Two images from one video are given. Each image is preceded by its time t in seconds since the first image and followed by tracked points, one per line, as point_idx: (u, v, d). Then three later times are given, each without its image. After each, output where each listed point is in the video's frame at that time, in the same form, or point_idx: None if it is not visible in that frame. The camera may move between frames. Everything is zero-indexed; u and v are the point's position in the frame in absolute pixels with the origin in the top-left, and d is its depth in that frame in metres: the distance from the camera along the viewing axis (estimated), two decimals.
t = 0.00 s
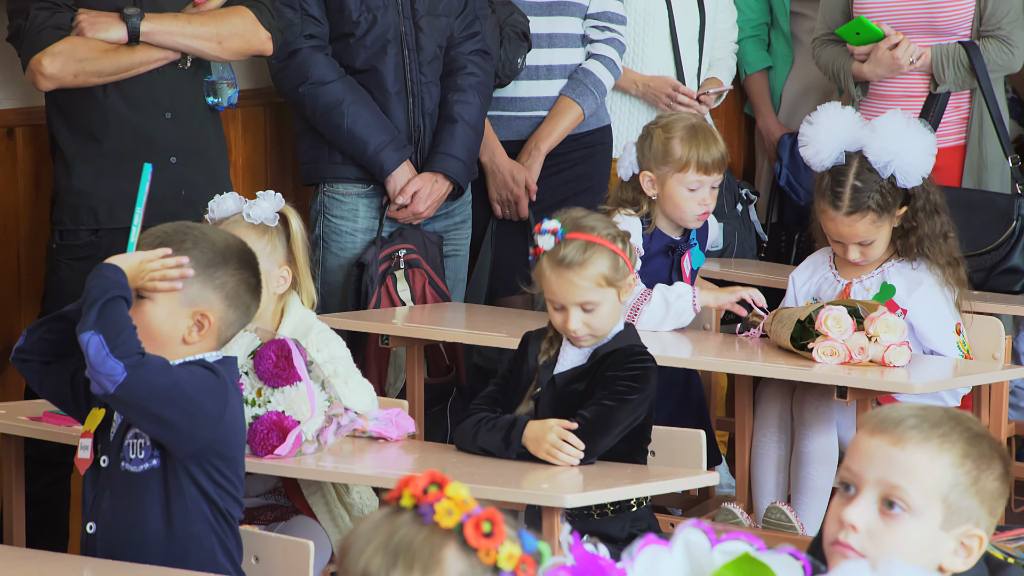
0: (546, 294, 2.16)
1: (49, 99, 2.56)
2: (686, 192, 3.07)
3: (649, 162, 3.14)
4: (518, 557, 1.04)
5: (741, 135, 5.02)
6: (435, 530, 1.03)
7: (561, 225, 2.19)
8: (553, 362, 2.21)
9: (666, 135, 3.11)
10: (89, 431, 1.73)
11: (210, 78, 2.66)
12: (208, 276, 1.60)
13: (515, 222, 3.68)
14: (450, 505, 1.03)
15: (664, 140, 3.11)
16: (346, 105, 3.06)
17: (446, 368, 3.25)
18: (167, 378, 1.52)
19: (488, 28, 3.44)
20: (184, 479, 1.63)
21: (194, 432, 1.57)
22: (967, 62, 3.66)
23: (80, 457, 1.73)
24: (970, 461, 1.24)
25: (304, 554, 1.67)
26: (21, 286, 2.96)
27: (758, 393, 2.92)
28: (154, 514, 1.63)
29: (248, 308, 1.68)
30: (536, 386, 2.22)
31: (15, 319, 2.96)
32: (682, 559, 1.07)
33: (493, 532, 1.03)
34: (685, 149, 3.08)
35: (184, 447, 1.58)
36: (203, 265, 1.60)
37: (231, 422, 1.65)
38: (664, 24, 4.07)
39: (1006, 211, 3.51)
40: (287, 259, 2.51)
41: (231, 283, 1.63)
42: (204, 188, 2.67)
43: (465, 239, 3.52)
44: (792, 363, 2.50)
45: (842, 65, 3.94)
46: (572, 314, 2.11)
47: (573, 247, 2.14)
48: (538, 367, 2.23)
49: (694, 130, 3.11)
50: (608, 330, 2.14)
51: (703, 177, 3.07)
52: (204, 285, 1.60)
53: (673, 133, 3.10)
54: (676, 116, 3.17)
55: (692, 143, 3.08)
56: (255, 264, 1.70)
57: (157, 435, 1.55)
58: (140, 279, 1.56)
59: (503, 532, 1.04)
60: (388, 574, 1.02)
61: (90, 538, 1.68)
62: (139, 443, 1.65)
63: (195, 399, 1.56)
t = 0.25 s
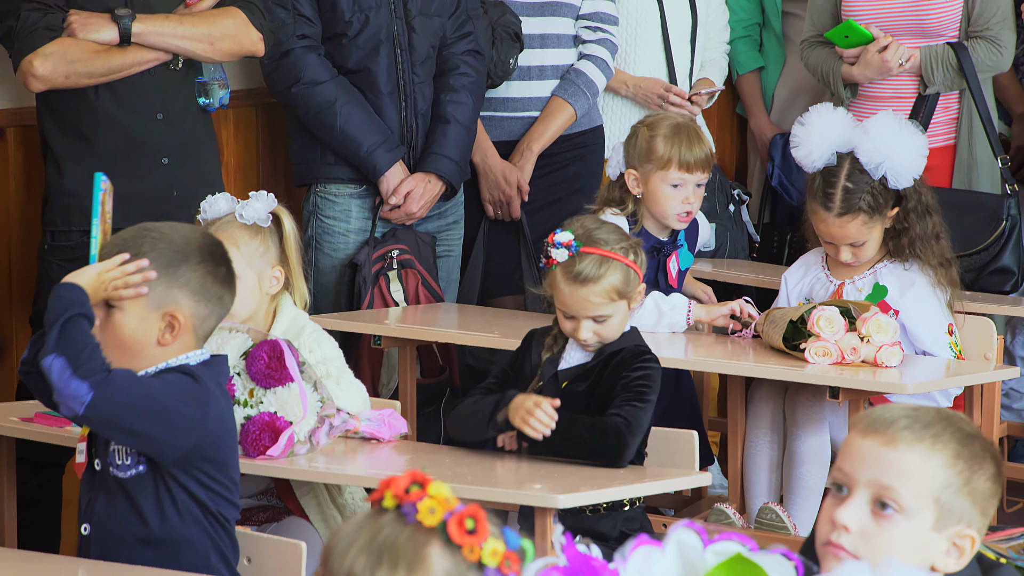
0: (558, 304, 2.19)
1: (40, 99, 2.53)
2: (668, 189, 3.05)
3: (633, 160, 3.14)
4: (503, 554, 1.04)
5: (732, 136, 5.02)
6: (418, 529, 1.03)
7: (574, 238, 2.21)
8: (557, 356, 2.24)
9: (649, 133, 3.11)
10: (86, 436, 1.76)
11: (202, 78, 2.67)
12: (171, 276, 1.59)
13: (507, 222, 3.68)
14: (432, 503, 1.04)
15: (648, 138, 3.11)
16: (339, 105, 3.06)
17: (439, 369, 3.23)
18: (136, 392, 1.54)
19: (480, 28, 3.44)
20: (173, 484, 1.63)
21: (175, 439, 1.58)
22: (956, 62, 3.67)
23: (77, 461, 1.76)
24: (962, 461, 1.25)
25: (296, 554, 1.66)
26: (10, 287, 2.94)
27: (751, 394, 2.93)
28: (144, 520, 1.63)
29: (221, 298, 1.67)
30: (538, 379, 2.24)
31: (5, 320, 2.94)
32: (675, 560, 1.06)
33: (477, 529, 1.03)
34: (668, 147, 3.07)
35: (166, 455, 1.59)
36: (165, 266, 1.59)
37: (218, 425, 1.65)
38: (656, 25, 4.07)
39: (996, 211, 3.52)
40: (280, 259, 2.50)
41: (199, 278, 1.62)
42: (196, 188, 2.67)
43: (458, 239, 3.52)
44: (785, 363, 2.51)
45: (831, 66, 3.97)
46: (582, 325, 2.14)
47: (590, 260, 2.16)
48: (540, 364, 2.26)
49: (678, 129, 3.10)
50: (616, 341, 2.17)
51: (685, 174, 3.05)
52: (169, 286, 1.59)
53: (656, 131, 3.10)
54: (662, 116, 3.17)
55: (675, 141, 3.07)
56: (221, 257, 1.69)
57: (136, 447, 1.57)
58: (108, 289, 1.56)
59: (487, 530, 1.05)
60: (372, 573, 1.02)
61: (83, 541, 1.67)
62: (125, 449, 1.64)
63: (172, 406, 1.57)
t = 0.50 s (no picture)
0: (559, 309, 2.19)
1: (35, 100, 2.53)
2: (654, 185, 3.03)
3: (619, 156, 3.13)
4: (496, 552, 1.04)
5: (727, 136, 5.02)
6: (411, 527, 1.03)
7: (573, 243, 2.23)
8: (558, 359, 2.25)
9: (634, 130, 3.10)
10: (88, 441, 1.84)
11: (197, 79, 2.67)
12: (147, 284, 1.67)
13: (502, 223, 3.68)
14: (425, 501, 1.03)
15: (632, 135, 3.10)
16: (334, 106, 3.06)
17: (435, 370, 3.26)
18: (114, 426, 1.61)
19: (475, 28, 3.44)
20: (168, 495, 1.70)
21: (162, 460, 1.64)
22: (948, 61, 3.69)
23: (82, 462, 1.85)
24: (956, 461, 1.25)
25: (291, 555, 1.65)
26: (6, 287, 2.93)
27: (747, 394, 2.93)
28: (140, 526, 1.70)
29: (202, 297, 1.75)
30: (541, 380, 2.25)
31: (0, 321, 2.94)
32: (669, 560, 1.07)
33: (470, 527, 1.03)
34: (651, 142, 3.06)
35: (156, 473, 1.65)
36: (138, 275, 1.67)
37: (209, 438, 1.71)
38: (651, 25, 4.07)
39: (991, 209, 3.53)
40: (275, 259, 2.50)
41: (177, 282, 1.70)
42: (191, 189, 2.66)
43: (453, 239, 3.52)
44: (781, 363, 2.51)
45: (823, 69, 3.95)
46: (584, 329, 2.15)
47: (590, 265, 2.18)
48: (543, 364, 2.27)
49: (661, 124, 3.09)
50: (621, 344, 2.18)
51: (670, 169, 3.03)
52: (146, 295, 1.68)
53: (640, 127, 3.09)
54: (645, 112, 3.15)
55: (658, 136, 3.06)
56: (197, 257, 1.76)
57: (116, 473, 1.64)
58: (85, 304, 1.64)
59: (480, 527, 1.04)
60: (365, 572, 1.02)
61: (84, 538, 1.75)
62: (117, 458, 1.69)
63: (155, 431, 1.63)
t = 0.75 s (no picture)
0: (555, 320, 2.19)
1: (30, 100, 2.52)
2: (639, 183, 3.01)
3: (605, 156, 3.11)
4: (491, 553, 1.03)
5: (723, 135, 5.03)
6: (406, 527, 1.03)
7: (559, 253, 2.21)
8: (555, 362, 2.27)
9: (621, 129, 3.08)
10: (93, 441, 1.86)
11: (192, 79, 2.66)
12: (138, 300, 1.68)
13: (498, 222, 3.68)
14: (420, 502, 1.03)
15: (618, 134, 3.08)
16: (329, 106, 3.06)
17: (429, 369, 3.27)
18: (120, 445, 1.61)
19: (472, 28, 3.44)
20: (176, 502, 1.70)
21: (170, 470, 1.65)
22: (943, 60, 3.70)
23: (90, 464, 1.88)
24: (952, 460, 1.25)
25: (289, 555, 1.64)
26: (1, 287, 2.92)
27: (743, 393, 2.94)
28: (147, 530, 1.70)
29: (196, 305, 1.75)
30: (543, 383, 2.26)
31: None
32: (665, 559, 1.06)
33: (465, 527, 1.02)
34: (637, 141, 3.03)
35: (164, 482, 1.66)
36: (129, 290, 1.68)
37: (217, 444, 1.71)
38: (646, 24, 4.08)
39: (987, 205, 3.53)
40: (271, 259, 2.50)
41: (169, 293, 1.71)
42: (187, 190, 2.66)
43: (449, 239, 3.52)
44: (776, 362, 2.51)
45: (818, 71, 3.93)
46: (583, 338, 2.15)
47: (578, 274, 2.16)
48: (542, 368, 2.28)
49: (648, 123, 3.07)
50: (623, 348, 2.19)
51: (657, 167, 3.01)
52: (138, 309, 1.68)
53: (627, 126, 3.07)
54: (635, 111, 3.14)
55: (644, 134, 3.04)
56: (185, 266, 1.76)
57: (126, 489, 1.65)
58: (78, 322, 1.66)
59: (475, 527, 1.04)
60: (360, 572, 1.01)
61: (92, 533, 1.76)
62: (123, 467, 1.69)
63: (162, 445, 1.63)
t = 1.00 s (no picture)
0: (546, 322, 2.20)
1: (21, 102, 2.52)
2: (612, 187, 2.98)
3: (578, 162, 3.08)
4: (481, 554, 1.04)
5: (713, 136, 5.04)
6: (396, 529, 1.02)
7: (549, 256, 2.23)
8: (545, 360, 2.28)
9: (589, 134, 3.05)
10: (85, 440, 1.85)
11: (183, 81, 2.65)
12: (137, 301, 1.67)
13: (489, 224, 3.68)
14: (410, 504, 1.01)
15: (588, 139, 3.05)
16: (320, 107, 3.05)
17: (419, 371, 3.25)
18: (114, 445, 1.61)
19: (462, 30, 3.44)
20: (170, 502, 1.70)
21: (164, 471, 1.65)
22: (934, 60, 3.73)
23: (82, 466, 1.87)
24: (942, 460, 1.26)
25: (278, 557, 1.63)
26: None
27: (733, 394, 2.95)
28: (140, 530, 1.70)
29: (193, 308, 1.75)
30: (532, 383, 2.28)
31: None
32: (655, 560, 1.07)
33: (455, 529, 1.02)
34: (606, 145, 3.00)
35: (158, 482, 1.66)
36: (128, 291, 1.67)
37: (211, 445, 1.71)
38: (637, 27, 4.08)
39: (978, 209, 3.55)
40: (261, 260, 2.49)
41: (165, 295, 1.70)
42: (178, 191, 2.66)
43: (440, 240, 3.52)
44: (766, 363, 2.52)
45: (810, 71, 3.95)
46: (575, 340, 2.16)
47: (569, 275, 2.17)
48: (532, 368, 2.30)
49: (615, 125, 3.02)
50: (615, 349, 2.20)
51: (629, 169, 2.97)
52: (137, 309, 1.67)
53: (595, 130, 3.04)
54: (603, 113, 3.09)
55: (613, 137, 3.00)
56: (185, 270, 1.76)
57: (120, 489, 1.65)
58: (76, 320, 1.65)
59: (466, 529, 1.04)
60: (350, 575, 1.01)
61: (84, 535, 1.75)
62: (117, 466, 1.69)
63: (156, 446, 1.63)
